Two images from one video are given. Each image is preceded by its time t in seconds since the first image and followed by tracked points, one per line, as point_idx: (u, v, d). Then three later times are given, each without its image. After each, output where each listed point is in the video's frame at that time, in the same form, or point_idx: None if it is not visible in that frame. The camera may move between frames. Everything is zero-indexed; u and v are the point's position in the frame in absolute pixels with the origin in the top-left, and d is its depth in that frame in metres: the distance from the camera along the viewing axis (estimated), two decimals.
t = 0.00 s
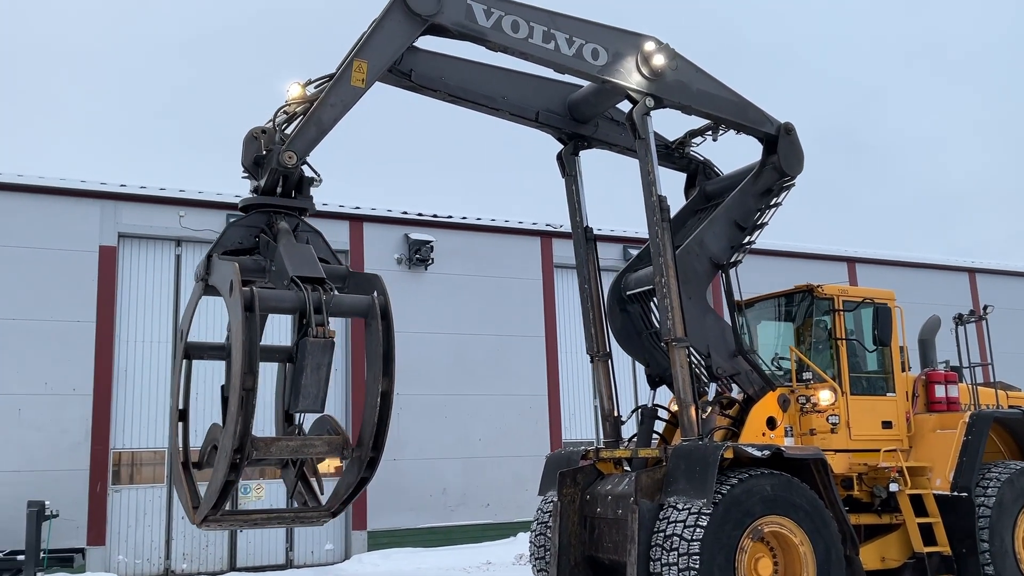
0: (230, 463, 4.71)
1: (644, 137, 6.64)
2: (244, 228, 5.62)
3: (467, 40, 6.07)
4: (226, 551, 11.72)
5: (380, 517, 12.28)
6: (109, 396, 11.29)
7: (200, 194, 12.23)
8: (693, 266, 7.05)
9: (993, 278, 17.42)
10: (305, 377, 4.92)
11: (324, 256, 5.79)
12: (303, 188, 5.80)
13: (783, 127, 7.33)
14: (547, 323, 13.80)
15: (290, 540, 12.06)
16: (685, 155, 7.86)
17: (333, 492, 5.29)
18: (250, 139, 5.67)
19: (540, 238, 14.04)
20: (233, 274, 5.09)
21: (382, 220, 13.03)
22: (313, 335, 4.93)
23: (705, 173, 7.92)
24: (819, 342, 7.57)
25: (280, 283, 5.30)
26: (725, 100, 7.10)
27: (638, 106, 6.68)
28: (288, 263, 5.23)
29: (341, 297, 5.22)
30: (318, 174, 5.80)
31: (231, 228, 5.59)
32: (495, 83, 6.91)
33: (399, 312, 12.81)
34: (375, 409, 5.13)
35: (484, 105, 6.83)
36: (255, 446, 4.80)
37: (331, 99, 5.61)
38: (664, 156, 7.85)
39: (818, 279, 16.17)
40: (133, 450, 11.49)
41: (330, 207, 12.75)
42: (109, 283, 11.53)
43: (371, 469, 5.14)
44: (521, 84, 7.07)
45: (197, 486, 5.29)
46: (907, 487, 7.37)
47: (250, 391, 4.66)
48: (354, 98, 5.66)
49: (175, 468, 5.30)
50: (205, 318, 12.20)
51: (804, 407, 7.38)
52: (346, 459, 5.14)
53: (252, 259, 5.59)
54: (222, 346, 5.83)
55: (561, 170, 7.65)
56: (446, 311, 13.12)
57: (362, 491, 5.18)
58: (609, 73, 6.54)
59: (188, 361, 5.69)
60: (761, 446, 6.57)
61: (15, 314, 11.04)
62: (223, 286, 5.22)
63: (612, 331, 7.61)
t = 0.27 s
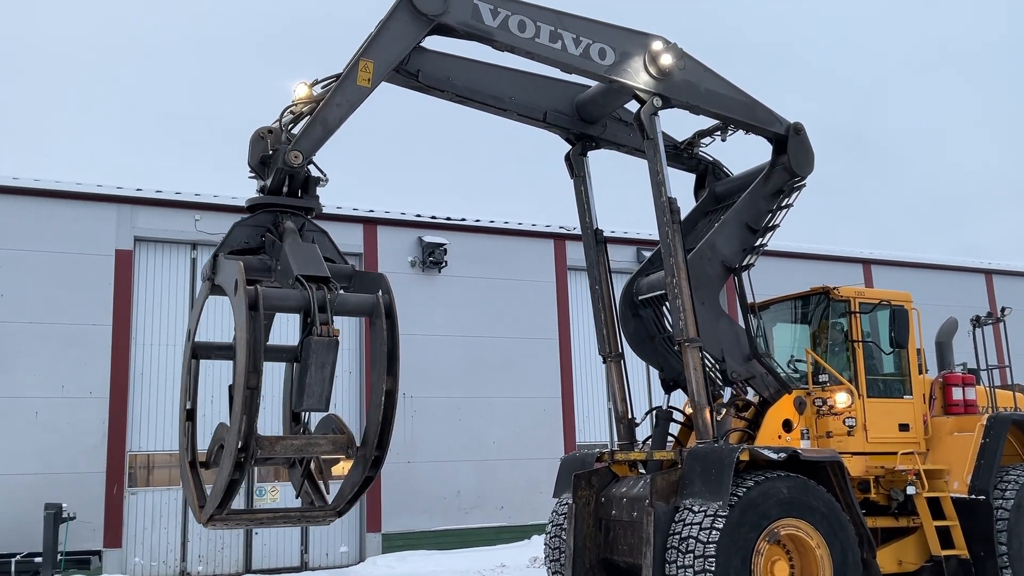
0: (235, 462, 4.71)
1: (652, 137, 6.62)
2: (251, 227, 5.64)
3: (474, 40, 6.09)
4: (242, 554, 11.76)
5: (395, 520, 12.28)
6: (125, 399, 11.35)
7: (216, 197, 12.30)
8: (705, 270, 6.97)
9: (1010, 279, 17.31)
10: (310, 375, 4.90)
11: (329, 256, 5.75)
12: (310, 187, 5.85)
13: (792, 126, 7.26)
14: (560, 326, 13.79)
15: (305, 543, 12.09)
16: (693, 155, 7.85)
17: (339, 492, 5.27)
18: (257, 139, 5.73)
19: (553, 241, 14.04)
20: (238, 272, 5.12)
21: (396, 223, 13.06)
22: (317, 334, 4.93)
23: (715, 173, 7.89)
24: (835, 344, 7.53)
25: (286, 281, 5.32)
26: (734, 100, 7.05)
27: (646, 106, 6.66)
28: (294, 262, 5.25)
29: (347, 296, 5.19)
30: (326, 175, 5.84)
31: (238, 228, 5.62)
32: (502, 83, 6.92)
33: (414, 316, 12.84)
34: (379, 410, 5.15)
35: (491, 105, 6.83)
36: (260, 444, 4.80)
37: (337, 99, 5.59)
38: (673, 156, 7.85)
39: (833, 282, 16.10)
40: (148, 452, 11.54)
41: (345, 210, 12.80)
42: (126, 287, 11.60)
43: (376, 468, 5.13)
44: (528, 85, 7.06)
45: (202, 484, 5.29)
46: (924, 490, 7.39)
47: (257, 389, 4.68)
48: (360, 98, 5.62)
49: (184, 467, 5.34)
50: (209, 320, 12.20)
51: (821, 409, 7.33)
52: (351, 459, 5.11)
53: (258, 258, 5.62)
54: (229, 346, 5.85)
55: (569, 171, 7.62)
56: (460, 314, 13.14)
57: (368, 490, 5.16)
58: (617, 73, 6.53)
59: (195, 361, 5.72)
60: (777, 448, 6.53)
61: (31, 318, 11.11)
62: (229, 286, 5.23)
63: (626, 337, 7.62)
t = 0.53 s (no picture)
0: (240, 465, 4.74)
1: (658, 137, 6.62)
2: (255, 230, 5.61)
3: (478, 40, 6.07)
4: (257, 556, 11.80)
5: (409, 522, 12.30)
6: (142, 401, 11.41)
7: (230, 200, 12.36)
8: (716, 275, 6.93)
9: None
10: (314, 377, 4.88)
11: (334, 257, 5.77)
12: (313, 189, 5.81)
13: (800, 126, 7.20)
14: (574, 328, 13.77)
15: (320, 545, 12.12)
16: (702, 155, 7.75)
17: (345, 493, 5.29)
18: (259, 141, 5.67)
19: (566, 243, 14.03)
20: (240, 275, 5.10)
21: (409, 225, 13.09)
22: (321, 335, 4.89)
23: (722, 174, 7.82)
24: (851, 346, 7.50)
25: (291, 284, 5.26)
26: (741, 99, 6.99)
27: (651, 106, 6.67)
28: (297, 264, 5.20)
29: (349, 298, 5.24)
30: (329, 177, 5.82)
31: (241, 231, 5.58)
32: (507, 84, 6.91)
33: (428, 318, 12.87)
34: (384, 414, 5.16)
35: (496, 106, 6.83)
36: (264, 447, 4.79)
37: (340, 101, 5.61)
38: (680, 157, 7.77)
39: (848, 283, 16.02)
40: (164, 454, 11.60)
41: (358, 213, 12.83)
42: (141, 290, 11.66)
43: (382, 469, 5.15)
44: (533, 86, 7.05)
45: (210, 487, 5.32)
46: (941, 492, 7.33)
47: (259, 393, 4.70)
48: (363, 99, 5.65)
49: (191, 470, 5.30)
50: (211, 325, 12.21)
51: (836, 411, 7.32)
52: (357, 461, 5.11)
53: (262, 261, 5.60)
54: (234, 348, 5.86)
55: (576, 171, 7.63)
56: (474, 316, 13.15)
57: (374, 492, 5.17)
58: (622, 73, 6.51)
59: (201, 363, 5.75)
60: (793, 451, 6.51)
61: (48, 321, 11.18)
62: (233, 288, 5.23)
63: (639, 343, 7.60)
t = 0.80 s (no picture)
0: (241, 473, 4.74)
1: (663, 137, 6.61)
2: (256, 236, 5.62)
3: (479, 42, 6.08)
4: (272, 557, 11.86)
5: (423, 523, 12.32)
6: (158, 403, 11.48)
7: (245, 203, 12.42)
8: (727, 280, 6.89)
9: None
10: (315, 384, 4.89)
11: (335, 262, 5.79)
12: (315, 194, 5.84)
13: (806, 124, 7.14)
14: (588, 329, 13.76)
15: (335, 546, 12.16)
16: (707, 155, 7.71)
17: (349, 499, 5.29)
18: (262, 146, 5.77)
19: (580, 244, 14.02)
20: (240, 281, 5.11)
21: (423, 227, 13.11)
22: (321, 342, 4.90)
23: (728, 173, 7.78)
24: (866, 347, 7.45)
25: (292, 290, 5.30)
26: (745, 99, 6.95)
27: (655, 107, 6.64)
28: (297, 270, 5.20)
29: (350, 303, 5.15)
30: (332, 181, 5.83)
31: (243, 237, 5.60)
32: (510, 86, 6.89)
33: (442, 319, 12.89)
34: (386, 419, 5.17)
35: (500, 108, 6.83)
36: (266, 455, 4.82)
37: (341, 105, 5.61)
38: (685, 157, 7.74)
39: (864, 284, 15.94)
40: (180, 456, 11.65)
41: (372, 215, 12.87)
42: (157, 292, 11.73)
43: (385, 476, 5.12)
44: (537, 87, 7.03)
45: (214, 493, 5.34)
46: (958, 495, 7.29)
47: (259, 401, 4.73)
48: (364, 104, 5.64)
49: (197, 476, 5.36)
50: (219, 329, 12.19)
51: (852, 413, 7.27)
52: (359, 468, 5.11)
53: (264, 267, 5.60)
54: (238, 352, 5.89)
55: (580, 172, 7.61)
56: (488, 317, 13.16)
57: (377, 498, 5.15)
58: (624, 74, 6.51)
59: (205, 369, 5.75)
60: (808, 453, 6.49)
61: (65, 323, 11.27)
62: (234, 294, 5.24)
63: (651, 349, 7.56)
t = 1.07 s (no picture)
0: (242, 481, 4.75)
1: (668, 138, 6.57)
2: (259, 241, 5.68)
3: (481, 45, 6.08)
4: (287, 557, 11.91)
5: (438, 524, 12.34)
6: (173, 404, 11.54)
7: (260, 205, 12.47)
8: (738, 284, 6.84)
9: None
10: (315, 392, 4.90)
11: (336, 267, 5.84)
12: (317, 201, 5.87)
13: (812, 124, 7.11)
14: (601, 330, 13.74)
15: (350, 547, 12.19)
16: (713, 156, 7.66)
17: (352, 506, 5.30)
18: (263, 152, 5.74)
19: (594, 245, 14.01)
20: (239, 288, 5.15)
21: (437, 229, 13.13)
22: (321, 349, 4.93)
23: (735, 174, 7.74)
24: (883, 348, 7.41)
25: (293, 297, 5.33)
26: (749, 98, 6.91)
27: (659, 108, 6.60)
28: (298, 277, 5.26)
29: (350, 310, 5.22)
30: (333, 187, 5.88)
31: (246, 242, 5.65)
32: (514, 88, 6.88)
33: (456, 320, 12.90)
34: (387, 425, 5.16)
35: (503, 110, 6.82)
36: (267, 462, 4.85)
37: (342, 110, 5.62)
38: (691, 157, 7.68)
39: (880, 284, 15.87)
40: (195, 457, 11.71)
41: (386, 217, 12.90)
42: (173, 293, 11.78)
43: (387, 483, 5.14)
44: (540, 89, 7.02)
45: (217, 499, 5.36)
46: (974, 497, 7.27)
47: (259, 410, 4.72)
48: (365, 109, 5.66)
49: (202, 482, 5.40)
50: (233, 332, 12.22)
51: (868, 414, 7.24)
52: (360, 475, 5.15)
53: (266, 273, 5.64)
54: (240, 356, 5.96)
55: (586, 175, 7.61)
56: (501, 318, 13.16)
57: (378, 505, 5.17)
58: (627, 75, 6.49)
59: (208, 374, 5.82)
60: (824, 454, 6.47)
61: (82, 325, 11.34)
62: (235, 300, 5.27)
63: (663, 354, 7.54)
